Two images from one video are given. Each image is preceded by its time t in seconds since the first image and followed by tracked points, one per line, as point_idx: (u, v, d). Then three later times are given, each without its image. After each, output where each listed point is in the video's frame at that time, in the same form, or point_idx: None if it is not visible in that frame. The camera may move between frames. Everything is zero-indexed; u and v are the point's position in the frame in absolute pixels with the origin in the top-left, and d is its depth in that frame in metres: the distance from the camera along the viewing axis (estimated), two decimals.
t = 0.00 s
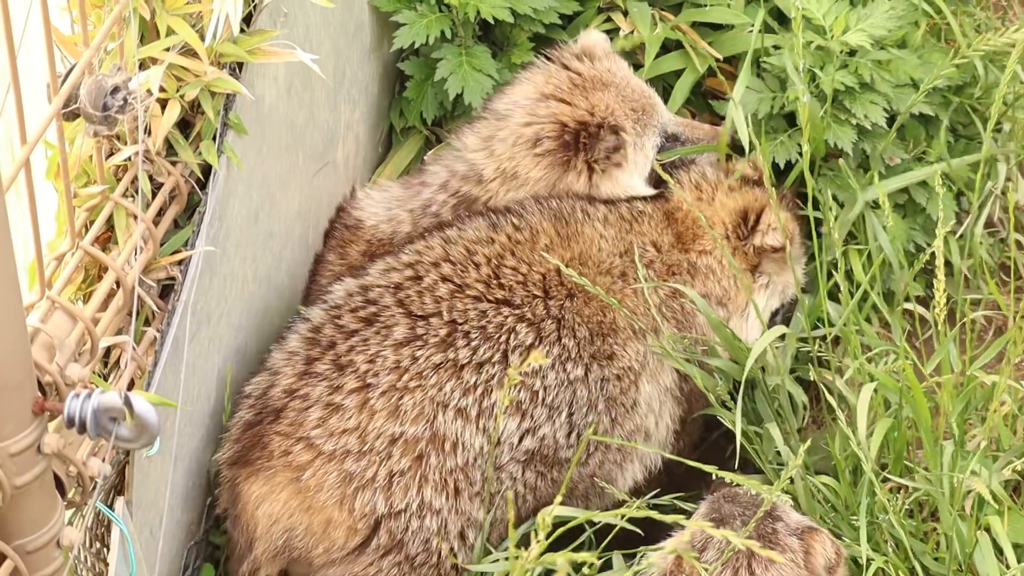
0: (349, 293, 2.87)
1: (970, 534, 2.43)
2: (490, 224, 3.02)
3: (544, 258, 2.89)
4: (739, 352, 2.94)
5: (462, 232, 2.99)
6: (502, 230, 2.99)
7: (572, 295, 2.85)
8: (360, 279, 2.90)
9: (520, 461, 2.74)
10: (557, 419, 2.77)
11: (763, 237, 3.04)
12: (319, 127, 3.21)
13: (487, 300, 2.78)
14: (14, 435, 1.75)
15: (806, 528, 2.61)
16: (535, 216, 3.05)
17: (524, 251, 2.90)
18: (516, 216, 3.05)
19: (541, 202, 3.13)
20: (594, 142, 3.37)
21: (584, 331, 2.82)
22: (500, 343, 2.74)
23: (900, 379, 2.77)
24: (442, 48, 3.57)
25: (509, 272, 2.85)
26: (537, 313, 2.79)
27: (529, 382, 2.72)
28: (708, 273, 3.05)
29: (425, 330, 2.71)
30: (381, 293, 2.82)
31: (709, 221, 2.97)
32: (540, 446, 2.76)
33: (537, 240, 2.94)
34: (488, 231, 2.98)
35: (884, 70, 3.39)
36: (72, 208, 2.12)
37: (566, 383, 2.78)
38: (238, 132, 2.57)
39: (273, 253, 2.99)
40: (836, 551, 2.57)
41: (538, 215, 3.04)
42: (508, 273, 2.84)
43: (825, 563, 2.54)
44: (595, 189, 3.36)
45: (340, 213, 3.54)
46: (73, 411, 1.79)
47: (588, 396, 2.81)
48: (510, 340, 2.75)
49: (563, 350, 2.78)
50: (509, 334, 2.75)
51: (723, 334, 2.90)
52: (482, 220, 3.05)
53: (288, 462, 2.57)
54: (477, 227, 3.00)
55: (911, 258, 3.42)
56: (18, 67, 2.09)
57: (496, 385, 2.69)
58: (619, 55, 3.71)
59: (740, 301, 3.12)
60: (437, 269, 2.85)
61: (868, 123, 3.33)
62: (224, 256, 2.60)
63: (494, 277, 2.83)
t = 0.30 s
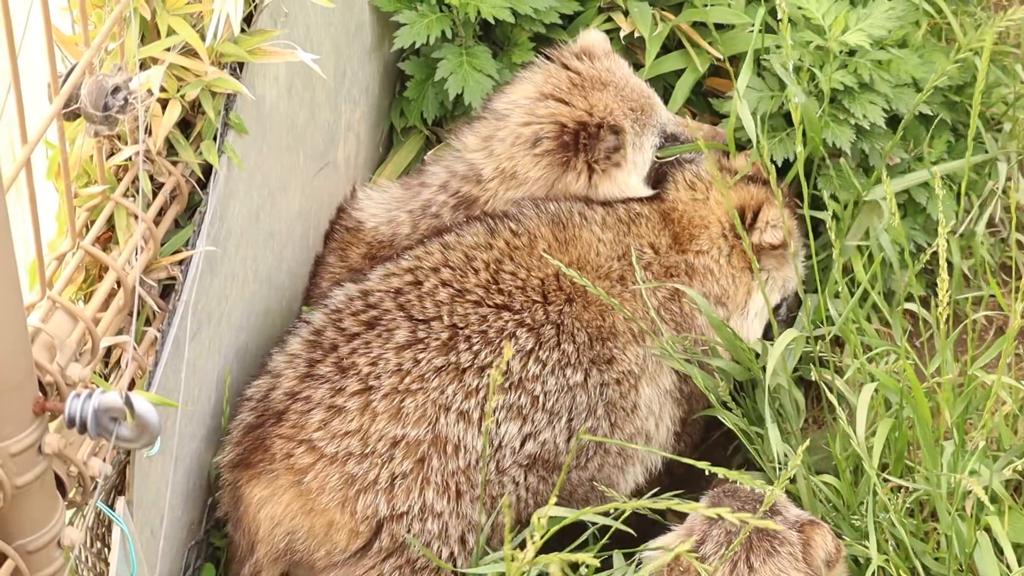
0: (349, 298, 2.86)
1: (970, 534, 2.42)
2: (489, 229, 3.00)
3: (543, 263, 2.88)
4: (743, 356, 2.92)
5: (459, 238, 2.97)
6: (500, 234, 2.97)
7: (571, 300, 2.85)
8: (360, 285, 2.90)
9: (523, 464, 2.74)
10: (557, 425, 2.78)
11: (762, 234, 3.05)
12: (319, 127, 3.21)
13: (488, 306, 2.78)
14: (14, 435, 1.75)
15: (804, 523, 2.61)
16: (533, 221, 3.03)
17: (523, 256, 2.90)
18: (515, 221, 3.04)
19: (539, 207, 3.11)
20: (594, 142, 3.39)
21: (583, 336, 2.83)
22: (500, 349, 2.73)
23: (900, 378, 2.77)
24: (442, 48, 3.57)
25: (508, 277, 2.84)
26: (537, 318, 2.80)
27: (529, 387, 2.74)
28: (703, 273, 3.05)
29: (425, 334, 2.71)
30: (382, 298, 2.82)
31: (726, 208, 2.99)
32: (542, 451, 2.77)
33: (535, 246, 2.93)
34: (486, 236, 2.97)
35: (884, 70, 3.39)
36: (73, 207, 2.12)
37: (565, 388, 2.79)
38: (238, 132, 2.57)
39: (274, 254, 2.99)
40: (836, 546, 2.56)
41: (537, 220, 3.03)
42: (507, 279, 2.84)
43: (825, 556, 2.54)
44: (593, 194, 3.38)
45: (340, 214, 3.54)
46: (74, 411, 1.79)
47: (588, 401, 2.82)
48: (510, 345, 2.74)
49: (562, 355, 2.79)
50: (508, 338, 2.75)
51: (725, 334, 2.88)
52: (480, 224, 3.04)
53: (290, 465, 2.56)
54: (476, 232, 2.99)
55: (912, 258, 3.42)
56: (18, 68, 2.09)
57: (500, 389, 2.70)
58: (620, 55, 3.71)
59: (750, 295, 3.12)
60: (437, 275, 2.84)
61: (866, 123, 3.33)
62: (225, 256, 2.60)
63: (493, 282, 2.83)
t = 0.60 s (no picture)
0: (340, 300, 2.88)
1: (971, 534, 2.42)
2: (481, 237, 2.99)
3: (534, 271, 2.88)
4: (742, 355, 2.94)
5: (451, 245, 2.98)
6: (492, 241, 2.97)
7: (562, 309, 2.85)
8: (350, 290, 2.91)
9: (511, 470, 2.75)
10: (546, 432, 2.78)
11: (761, 231, 3.04)
12: (320, 127, 3.21)
13: (477, 312, 2.79)
14: (14, 436, 1.75)
15: (801, 522, 2.63)
16: (525, 227, 3.03)
17: (514, 264, 2.89)
18: (508, 228, 3.03)
19: (532, 213, 3.10)
20: (591, 141, 3.36)
21: (574, 343, 2.82)
22: (488, 353, 2.74)
23: (901, 378, 2.77)
24: (443, 48, 3.59)
25: (498, 285, 2.84)
26: (526, 325, 2.80)
27: (517, 394, 2.75)
28: (706, 275, 3.06)
29: (413, 336, 2.73)
30: (371, 301, 2.83)
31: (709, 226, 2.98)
32: (531, 457, 2.77)
33: (526, 254, 2.92)
34: (478, 243, 2.97)
35: (883, 70, 3.39)
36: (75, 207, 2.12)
37: (555, 396, 2.79)
38: (240, 132, 2.57)
39: (275, 254, 2.99)
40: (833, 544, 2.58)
41: (530, 226, 3.03)
42: (497, 286, 2.84)
43: (822, 557, 2.56)
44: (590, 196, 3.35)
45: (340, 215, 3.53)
46: (75, 412, 1.79)
47: (578, 409, 2.81)
48: (497, 350, 2.75)
49: (552, 363, 2.79)
50: (496, 344, 2.75)
51: (723, 335, 2.92)
52: (474, 231, 3.04)
53: (273, 462, 2.56)
54: (466, 240, 2.99)
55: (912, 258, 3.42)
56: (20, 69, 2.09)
57: (487, 394, 2.72)
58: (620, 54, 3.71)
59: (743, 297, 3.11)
60: (428, 278, 2.85)
61: (865, 123, 3.33)
62: (228, 256, 2.60)
63: (483, 289, 2.83)
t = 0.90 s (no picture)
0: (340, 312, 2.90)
1: (970, 534, 2.41)
2: (479, 254, 2.99)
3: (531, 289, 2.85)
4: (744, 360, 2.95)
5: (452, 262, 2.97)
6: (491, 256, 2.96)
7: (560, 326, 2.82)
8: (349, 303, 2.92)
9: (507, 486, 2.75)
10: (544, 450, 2.78)
11: (759, 225, 3.03)
12: (320, 127, 3.20)
13: (476, 329, 2.78)
14: (14, 436, 1.75)
15: (796, 522, 2.65)
16: (523, 241, 3.02)
17: (512, 282, 2.88)
18: (507, 243, 3.02)
19: (531, 224, 3.10)
20: (590, 142, 3.36)
21: (573, 362, 2.81)
22: (486, 371, 2.73)
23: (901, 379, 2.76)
24: (444, 48, 3.59)
25: (497, 303, 2.83)
26: (524, 343, 2.78)
27: (514, 413, 2.75)
28: (711, 279, 3.04)
29: (412, 349, 2.73)
30: (371, 314, 2.84)
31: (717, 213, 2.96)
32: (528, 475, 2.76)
33: (523, 272, 2.91)
34: (477, 260, 2.96)
35: (883, 70, 3.39)
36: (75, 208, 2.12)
37: (553, 415, 2.78)
38: (240, 132, 2.56)
39: (275, 253, 2.99)
40: (828, 545, 2.59)
41: (529, 241, 3.01)
42: (496, 304, 2.82)
43: (817, 557, 2.58)
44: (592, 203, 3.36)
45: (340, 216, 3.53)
46: (75, 412, 1.79)
47: (577, 427, 2.81)
48: (494, 369, 2.74)
49: (550, 382, 2.78)
50: (493, 363, 2.75)
51: (723, 335, 2.93)
52: (473, 245, 3.04)
53: (268, 471, 2.57)
54: (465, 255, 2.99)
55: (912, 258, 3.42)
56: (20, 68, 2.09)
57: (485, 411, 2.72)
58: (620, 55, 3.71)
59: (744, 293, 3.08)
60: (429, 292, 2.86)
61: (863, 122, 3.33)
62: (227, 256, 2.60)
63: (482, 306, 2.82)
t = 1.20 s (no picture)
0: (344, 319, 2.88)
1: (969, 533, 2.41)
2: (479, 263, 2.96)
3: (532, 300, 2.85)
4: (744, 360, 2.95)
5: (453, 270, 2.95)
6: (490, 266, 2.95)
7: (561, 335, 2.82)
8: (351, 311, 2.90)
9: (510, 496, 2.75)
10: (546, 460, 2.80)
11: (757, 226, 3.03)
12: (319, 127, 3.21)
13: (479, 338, 2.77)
14: (14, 436, 1.75)
15: (793, 520, 2.65)
16: (521, 250, 3.01)
17: (512, 291, 2.87)
18: (506, 253, 2.99)
19: (528, 232, 3.07)
20: (591, 144, 3.37)
21: (575, 372, 2.81)
22: (490, 380, 2.73)
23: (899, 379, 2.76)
24: (443, 48, 3.59)
25: (499, 312, 2.82)
26: (528, 353, 2.78)
27: (518, 423, 2.75)
28: (713, 282, 3.04)
29: (418, 358, 2.72)
30: (376, 321, 2.83)
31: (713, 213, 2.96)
32: (530, 484, 2.77)
33: (524, 281, 2.90)
34: (478, 269, 2.94)
35: (881, 70, 3.39)
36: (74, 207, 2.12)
37: (555, 426, 2.79)
38: (239, 132, 2.56)
39: (274, 254, 2.98)
40: (826, 542, 2.59)
41: (521, 251, 3.00)
42: (499, 313, 2.82)
43: (815, 554, 2.58)
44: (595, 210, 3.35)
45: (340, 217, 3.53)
46: (74, 412, 1.79)
47: (578, 438, 2.82)
48: (499, 378, 2.74)
49: (552, 393, 2.78)
50: (497, 372, 2.75)
51: (722, 336, 2.91)
52: (473, 254, 3.01)
53: (272, 481, 2.57)
54: (465, 263, 2.97)
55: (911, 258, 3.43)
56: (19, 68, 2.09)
57: (490, 420, 2.72)
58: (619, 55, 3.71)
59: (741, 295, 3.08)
60: (433, 300, 2.85)
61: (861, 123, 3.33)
62: (226, 256, 2.60)
63: (486, 315, 2.81)
